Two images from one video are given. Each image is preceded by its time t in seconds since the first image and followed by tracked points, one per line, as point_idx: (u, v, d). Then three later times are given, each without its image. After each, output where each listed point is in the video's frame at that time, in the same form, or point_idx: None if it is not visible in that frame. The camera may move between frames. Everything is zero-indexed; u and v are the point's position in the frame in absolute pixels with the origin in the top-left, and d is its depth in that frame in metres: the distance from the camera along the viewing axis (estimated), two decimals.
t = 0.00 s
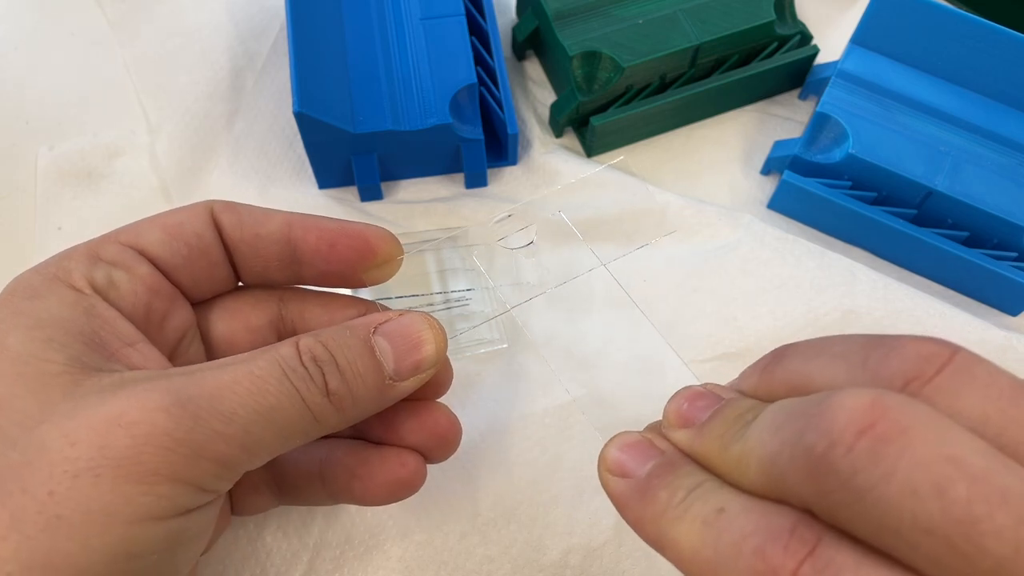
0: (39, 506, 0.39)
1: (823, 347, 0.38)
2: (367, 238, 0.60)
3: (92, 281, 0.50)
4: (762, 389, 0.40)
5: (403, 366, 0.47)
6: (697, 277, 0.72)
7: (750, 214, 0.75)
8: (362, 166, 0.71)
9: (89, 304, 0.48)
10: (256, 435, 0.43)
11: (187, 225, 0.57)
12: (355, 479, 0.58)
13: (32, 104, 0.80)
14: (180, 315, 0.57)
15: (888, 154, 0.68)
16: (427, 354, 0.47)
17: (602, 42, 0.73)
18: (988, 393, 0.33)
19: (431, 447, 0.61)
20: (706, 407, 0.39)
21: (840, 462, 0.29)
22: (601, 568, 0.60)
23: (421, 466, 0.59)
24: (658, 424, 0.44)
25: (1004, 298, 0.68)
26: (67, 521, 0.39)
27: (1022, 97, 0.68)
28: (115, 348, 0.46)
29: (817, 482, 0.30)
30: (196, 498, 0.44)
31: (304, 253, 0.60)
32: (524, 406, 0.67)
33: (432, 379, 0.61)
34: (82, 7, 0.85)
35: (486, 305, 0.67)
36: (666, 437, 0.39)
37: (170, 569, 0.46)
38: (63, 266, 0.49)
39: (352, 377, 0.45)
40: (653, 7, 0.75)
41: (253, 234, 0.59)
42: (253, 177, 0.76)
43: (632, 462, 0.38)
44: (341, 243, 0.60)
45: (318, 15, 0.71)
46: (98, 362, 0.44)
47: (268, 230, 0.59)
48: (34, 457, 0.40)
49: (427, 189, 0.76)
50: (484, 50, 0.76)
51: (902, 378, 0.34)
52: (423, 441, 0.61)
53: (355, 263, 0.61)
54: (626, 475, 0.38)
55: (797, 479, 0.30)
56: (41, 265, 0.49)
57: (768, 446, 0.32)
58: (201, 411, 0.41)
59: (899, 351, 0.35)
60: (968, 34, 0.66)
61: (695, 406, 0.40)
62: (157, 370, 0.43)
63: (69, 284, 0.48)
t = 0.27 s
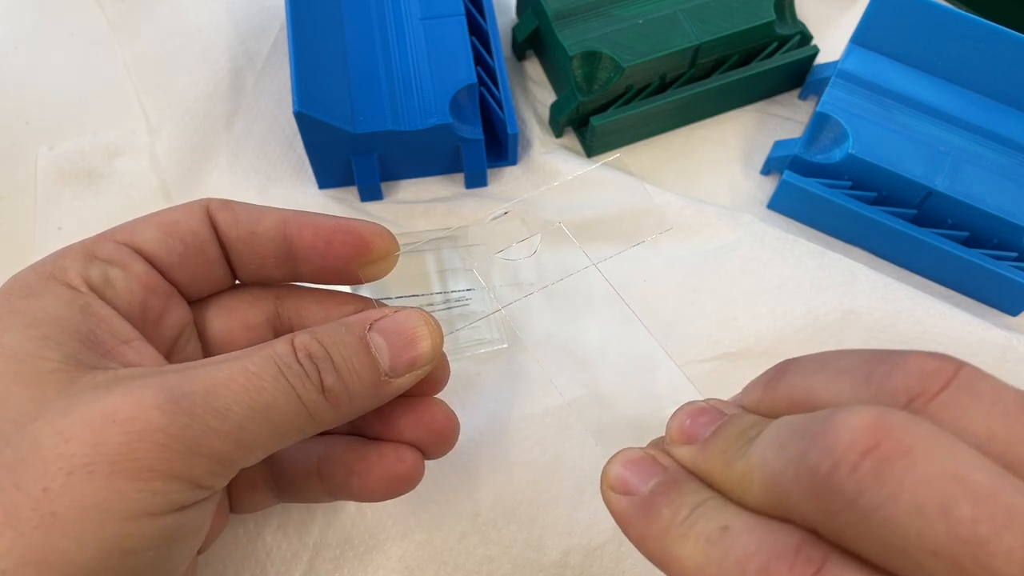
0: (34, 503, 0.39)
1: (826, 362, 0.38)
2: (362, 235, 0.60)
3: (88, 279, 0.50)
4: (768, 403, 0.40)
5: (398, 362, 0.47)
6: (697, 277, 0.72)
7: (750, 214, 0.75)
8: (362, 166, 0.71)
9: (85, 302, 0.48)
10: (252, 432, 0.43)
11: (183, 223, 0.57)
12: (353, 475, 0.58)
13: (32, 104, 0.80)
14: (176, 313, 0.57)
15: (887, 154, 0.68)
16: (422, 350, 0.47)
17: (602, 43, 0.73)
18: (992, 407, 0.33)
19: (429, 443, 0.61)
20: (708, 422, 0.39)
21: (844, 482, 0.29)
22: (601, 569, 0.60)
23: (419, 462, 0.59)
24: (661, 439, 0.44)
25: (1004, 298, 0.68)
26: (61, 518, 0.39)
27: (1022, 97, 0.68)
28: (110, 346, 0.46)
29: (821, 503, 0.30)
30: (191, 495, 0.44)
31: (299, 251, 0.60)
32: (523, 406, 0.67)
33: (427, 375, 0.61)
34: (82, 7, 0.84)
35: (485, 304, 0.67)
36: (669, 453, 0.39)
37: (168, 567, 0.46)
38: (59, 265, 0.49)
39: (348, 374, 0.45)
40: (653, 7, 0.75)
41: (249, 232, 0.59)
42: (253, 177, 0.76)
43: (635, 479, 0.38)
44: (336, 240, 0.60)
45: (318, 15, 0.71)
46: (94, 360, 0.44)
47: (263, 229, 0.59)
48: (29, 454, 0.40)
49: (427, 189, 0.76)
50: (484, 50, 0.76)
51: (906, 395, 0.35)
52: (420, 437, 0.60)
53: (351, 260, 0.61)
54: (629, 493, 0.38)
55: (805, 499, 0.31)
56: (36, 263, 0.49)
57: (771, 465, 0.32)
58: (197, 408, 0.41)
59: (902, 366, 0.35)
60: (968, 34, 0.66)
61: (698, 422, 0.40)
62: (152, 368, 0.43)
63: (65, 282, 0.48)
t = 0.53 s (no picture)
0: (34, 500, 0.39)
1: (834, 376, 0.38)
2: (361, 234, 0.60)
3: (87, 279, 0.50)
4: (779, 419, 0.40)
5: (396, 361, 0.47)
6: (696, 277, 0.72)
7: (750, 214, 0.75)
8: (362, 166, 0.71)
9: (84, 302, 0.48)
10: (251, 430, 0.43)
11: (181, 223, 0.57)
12: (352, 473, 0.58)
13: (32, 104, 0.80)
14: (176, 313, 0.57)
15: (887, 154, 0.68)
16: (420, 349, 0.47)
17: (602, 43, 0.73)
18: (1007, 421, 0.33)
19: (428, 441, 0.61)
20: (716, 434, 0.40)
21: (859, 497, 0.29)
22: (601, 569, 0.60)
23: (418, 459, 0.59)
24: (669, 453, 0.44)
25: (1004, 298, 0.68)
26: (62, 516, 0.39)
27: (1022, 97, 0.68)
28: (110, 345, 0.47)
29: (835, 516, 0.30)
30: (191, 493, 0.44)
31: (298, 250, 0.60)
32: (523, 406, 0.67)
33: (425, 373, 0.61)
34: (82, 6, 0.85)
35: (486, 304, 0.66)
36: (679, 465, 0.39)
37: (168, 565, 0.46)
38: (58, 264, 0.49)
39: (346, 372, 0.45)
40: (653, 7, 0.75)
41: (248, 231, 0.59)
42: (253, 178, 0.76)
43: (644, 492, 0.39)
44: (335, 240, 0.60)
45: (318, 15, 0.71)
46: (93, 359, 0.44)
47: (263, 228, 0.59)
48: (29, 452, 0.40)
49: (427, 189, 0.76)
50: (484, 50, 0.76)
51: (919, 407, 0.35)
52: (419, 434, 0.60)
53: (349, 259, 0.61)
54: (638, 505, 0.38)
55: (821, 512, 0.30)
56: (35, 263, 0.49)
57: (782, 478, 0.32)
58: (196, 406, 0.41)
59: (913, 379, 0.35)
60: (968, 34, 0.66)
61: (706, 434, 0.40)
62: (151, 367, 0.43)
63: (64, 282, 0.48)
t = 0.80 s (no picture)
0: (30, 497, 0.39)
1: (845, 390, 0.39)
2: (355, 230, 0.60)
3: (83, 277, 0.50)
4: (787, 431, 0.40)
5: (391, 357, 0.47)
6: (696, 277, 0.72)
7: (750, 214, 0.75)
8: (362, 166, 0.71)
9: (80, 300, 0.48)
10: (248, 427, 0.43)
11: (176, 221, 0.57)
12: (349, 469, 0.59)
13: (32, 104, 0.80)
14: (171, 310, 0.57)
15: (886, 154, 0.68)
16: (415, 345, 0.47)
17: (603, 43, 0.73)
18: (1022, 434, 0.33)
19: (424, 436, 0.61)
20: (727, 447, 0.40)
21: (874, 516, 0.29)
22: (601, 569, 0.60)
23: (415, 455, 0.59)
24: (681, 467, 0.44)
25: (1004, 298, 0.68)
26: (58, 512, 0.39)
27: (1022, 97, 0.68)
28: (105, 343, 0.47)
29: (851, 538, 0.30)
30: (187, 488, 0.44)
31: (294, 247, 0.61)
32: (523, 406, 0.67)
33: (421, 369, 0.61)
34: (82, 6, 0.85)
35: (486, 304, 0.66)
36: (691, 479, 0.39)
37: (165, 561, 0.46)
38: (55, 261, 0.49)
39: (341, 368, 0.45)
40: (653, 7, 0.75)
41: (244, 228, 0.59)
42: (253, 178, 0.76)
43: (656, 506, 0.39)
44: (330, 236, 0.60)
45: (318, 15, 0.71)
46: (88, 357, 0.44)
47: (258, 226, 0.59)
48: (25, 449, 0.40)
49: (427, 189, 0.76)
50: (484, 50, 0.76)
51: (934, 421, 0.35)
52: (414, 430, 0.61)
53: (345, 255, 0.61)
54: (650, 520, 0.38)
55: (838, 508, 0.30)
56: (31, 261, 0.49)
57: (796, 494, 0.32)
58: (191, 401, 0.41)
59: (928, 393, 0.36)
60: (968, 34, 0.66)
61: (719, 448, 0.40)
62: (147, 364, 0.44)
63: (61, 280, 0.48)
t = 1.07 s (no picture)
0: (35, 499, 0.39)
1: (883, 410, 0.39)
2: (351, 230, 0.60)
3: (81, 277, 0.50)
4: (818, 451, 0.40)
5: (391, 357, 0.47)
6: (696, 277, 0.72)
7: (750, 214, 0.75)
8: (362, 166, 0.71)
9: (78, 299, 0.48)
10: (250, 427, 0.43)
11: (173, 219, 0.57)
12: (347, 468, 0.59)
13: (32, 104, 0.80)
14: (169, 308, 0.57)
15: (887, 154, 0.68)
16: (415, 345, 0.47)
17: (603, 43, 0.73)
18: None
19: (421, 435, 0.61)
20: (755, 468, 0.39)
21: (927, 548, 0.28)
22: (601, 569, 0.60)
23: (413, 454, 0.60)
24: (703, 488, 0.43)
25: (1004, 298, 0.68)
26: (62, 513, 0.39)
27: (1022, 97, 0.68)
28: (105, 343, 0.46)
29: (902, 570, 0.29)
30: (190, 489, 0.44)
31: (291, 246, 0.60)
32: (522, 406, 0.67)
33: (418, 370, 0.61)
34: (82, 6, 0.85)
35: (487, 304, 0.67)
36: (716, 503, 0.38)
37: (166, 561, 0.46)
38: (50, 262, 0.49)
39: (342, 369, 0.45)
40: (653, 7, 0.75)
41: (240, 227, 0.59)
42: (254, 179, 0.76)
43: (681, 532, 0.38)
44: (328, 235, 0.60)
45: (318, 15, 0.71)
46: (87, 356, 0.44)
47: (254, 224, 0.59)
48: (28, 450, 0.40)
49: (427, 189, 0.76)
50: (484, 50, 0.76)
51: (980, 447, 0.34)
52: (411, 428, 0.61)
53: (342, 255, 0.61)
54: (676, 546, 0.38)
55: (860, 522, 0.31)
56: (28, 262, 0.49)
57: (837, 519, 0.31)
58: (194, 403, 0.41)
59: (972, 415, 0.35)
60: (968, 34, 0.66)
61: (744, 468, 0.39)
62: (148, 364, 0.43)
63: (57, 279, 0.48)
